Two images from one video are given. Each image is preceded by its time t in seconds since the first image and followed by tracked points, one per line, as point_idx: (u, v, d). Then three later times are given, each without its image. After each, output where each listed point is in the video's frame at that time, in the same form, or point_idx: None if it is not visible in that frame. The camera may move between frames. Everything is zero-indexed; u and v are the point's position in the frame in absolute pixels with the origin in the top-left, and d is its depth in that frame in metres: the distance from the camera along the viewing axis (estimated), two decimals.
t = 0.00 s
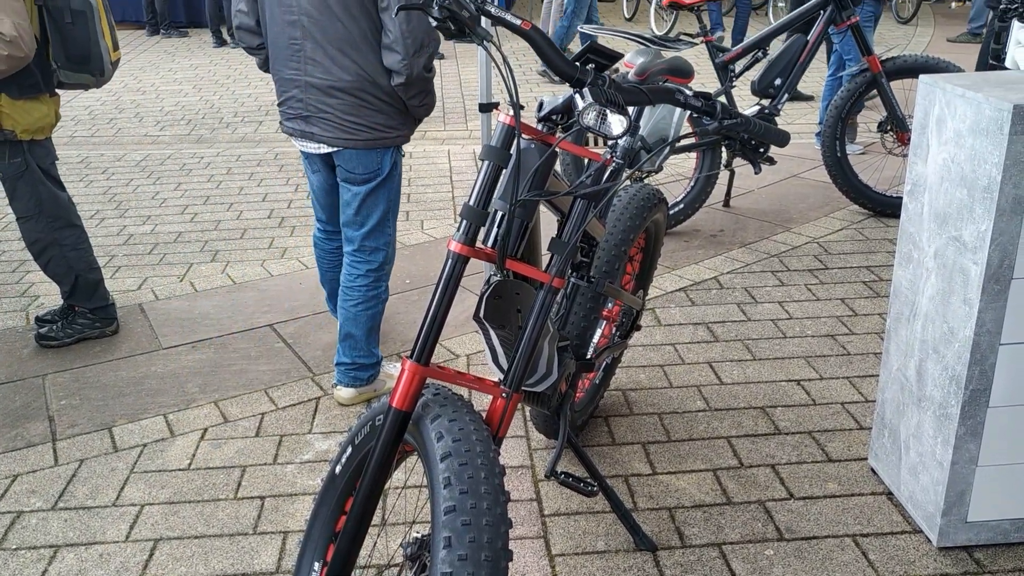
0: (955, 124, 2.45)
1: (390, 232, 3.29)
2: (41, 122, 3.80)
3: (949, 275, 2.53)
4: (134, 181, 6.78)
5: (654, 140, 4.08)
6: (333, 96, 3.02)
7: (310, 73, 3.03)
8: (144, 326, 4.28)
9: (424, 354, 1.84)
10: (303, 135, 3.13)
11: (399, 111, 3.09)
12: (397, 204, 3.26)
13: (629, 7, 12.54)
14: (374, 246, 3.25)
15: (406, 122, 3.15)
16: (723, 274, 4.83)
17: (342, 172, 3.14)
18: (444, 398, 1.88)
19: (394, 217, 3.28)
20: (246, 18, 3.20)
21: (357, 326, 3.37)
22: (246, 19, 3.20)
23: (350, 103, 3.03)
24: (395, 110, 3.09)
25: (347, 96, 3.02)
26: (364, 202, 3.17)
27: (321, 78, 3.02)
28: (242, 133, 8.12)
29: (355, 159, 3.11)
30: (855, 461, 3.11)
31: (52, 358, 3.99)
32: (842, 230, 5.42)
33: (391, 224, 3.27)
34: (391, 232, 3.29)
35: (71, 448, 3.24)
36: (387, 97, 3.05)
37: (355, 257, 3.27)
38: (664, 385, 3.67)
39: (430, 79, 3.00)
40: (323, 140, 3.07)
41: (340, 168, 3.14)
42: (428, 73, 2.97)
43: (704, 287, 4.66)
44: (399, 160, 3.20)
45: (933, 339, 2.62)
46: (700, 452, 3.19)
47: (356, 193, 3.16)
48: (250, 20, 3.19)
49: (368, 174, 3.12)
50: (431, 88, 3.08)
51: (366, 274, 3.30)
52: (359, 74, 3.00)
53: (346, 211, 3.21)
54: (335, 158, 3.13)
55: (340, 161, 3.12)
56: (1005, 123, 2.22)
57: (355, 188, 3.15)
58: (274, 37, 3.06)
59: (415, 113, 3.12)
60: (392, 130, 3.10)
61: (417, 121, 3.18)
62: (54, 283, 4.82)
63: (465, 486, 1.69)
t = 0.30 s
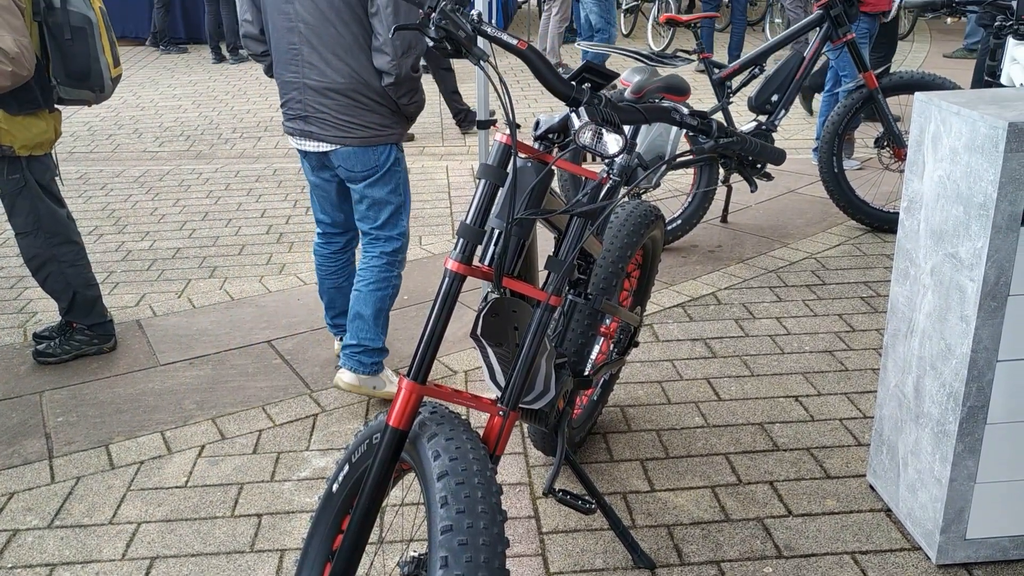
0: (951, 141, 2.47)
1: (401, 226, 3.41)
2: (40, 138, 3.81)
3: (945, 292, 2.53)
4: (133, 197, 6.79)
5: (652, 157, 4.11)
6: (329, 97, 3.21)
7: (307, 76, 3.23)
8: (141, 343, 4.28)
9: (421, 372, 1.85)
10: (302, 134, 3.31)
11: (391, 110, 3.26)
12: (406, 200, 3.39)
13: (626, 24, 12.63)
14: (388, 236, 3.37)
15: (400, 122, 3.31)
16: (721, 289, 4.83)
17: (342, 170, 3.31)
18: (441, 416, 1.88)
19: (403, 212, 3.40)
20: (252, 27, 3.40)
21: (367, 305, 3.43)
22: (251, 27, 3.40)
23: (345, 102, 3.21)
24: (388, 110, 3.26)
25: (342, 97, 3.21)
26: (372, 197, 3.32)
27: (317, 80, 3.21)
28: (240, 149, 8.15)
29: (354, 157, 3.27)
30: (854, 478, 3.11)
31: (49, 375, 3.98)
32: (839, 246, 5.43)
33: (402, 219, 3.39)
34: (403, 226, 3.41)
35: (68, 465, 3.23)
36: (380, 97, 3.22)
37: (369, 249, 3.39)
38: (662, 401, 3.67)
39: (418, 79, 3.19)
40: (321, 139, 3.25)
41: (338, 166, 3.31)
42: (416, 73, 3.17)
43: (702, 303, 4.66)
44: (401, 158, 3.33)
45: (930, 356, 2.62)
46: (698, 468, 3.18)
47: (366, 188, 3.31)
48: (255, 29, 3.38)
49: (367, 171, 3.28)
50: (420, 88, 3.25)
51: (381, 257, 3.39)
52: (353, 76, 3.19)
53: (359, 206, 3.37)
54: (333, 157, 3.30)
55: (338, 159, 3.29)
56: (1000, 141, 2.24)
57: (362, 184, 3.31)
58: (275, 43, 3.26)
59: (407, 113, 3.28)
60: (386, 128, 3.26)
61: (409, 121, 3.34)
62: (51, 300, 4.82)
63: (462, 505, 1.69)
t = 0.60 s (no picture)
0: (948, 157, 2.48)
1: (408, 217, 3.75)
2: (35, 156, 3.80)
3: (944, 309, 2.54)
4: (132, 212, 6.80)
5: (650, 174, 4.12)
6: (341, 101, 3.44)
7: (317, 82, 3.45)
8: (140, 358, 4.27)
9: (420, 390, 1.84)
10: (312, 139, 3.51)
11: (397, 112, 3.53)
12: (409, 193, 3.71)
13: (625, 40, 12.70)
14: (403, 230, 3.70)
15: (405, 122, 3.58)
16: (720, 305, 4.84)
17: (352, 172, 3.55)
18: (440, 434, 1.88)
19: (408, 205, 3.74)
20: (258, 43, 3.60)
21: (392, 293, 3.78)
22: (258, 43, 3.59)
23: (354, 106, 3.45)
24: (394, 112, 3.52)
25: (352, 101, 3.45)
26: (386, 196, 3.62)
27: (328, 85, 3.44)
28: (240, 164, 8.17)
29: (363, 160, 3.52)
30: (854, 494, 3.10)
31: (48, 391, 3.97)
32: (838, 261, 5.44)
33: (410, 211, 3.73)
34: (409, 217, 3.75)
35: (66, 482, 3.23)
36: (387, 100, 3.48)
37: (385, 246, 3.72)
38: (662, 417, 3.66)
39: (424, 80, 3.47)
40: (334, 142, 3.47)
41: (348, 169, 3.55)
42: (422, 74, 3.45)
43: (701, 318, 4.67)
44: (405, 158, 3.64)
45: (930, 373, 2.62)
46: (698, 485, 3.17)
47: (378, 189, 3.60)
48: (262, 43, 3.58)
49: (375, 172, 3.55)
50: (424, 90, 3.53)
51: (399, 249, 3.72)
52: (363, 80, 3.44)
53: (372, 208, 3.64)
54: (343, 160, 3.53)
55: (348, 163, 3.53)
56: (997, 158, 2.25)
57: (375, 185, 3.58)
58: (284, 52, 3.47)
59: (413, 113, 3.55)
60: (393, 129, 3.53)
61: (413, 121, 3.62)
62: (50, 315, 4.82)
63: (461, 524, 1.68)
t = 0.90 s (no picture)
0: (946, 170, 2.49)
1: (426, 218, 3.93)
2: (34, 170, 3.82)
3: (943, 321, 2.54)
4: (132, 224, 6.81)
5: (649, 186, 4.13)
6: (364, 114, 3.59)
7: (342, 95, 3.59)
8: (139, 371, 4.27)
9: (419, 403, 1.85)
10: (334, 149, 3.65)
11: (418, 124, 3.69)
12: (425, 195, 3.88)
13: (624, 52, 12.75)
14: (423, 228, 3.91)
15: (423, 134, 3.74)
16: (719, 316, 4.85)
17: (372, 181, 3.69)
18: (439, 447, 1.88)
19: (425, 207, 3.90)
20: (280, 53, 3.67)
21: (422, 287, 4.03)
22: (279, 54, 3.66)
23: (378, 118, 3.60)
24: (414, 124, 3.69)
25: (376, 113, 3.59)
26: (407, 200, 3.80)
27: (353, 98, 3.59)
28: (240, 176, 8.18)
29: (383, 168, 3.68)
30: (854, 507, 3.10)
31: (46, 403, 3.97)
32: (837, 273, 5.45)
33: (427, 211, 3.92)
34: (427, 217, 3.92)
35: (64, 494, 3.22)
36: (409, 112, 3.64)
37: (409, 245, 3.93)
38: (661, 430, 3.66)
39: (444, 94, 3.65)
40: (356, 153, 3.61)
41: (369, 179, 3.69)
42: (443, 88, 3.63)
43: (700, 330, 4.67)
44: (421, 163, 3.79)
45: (929, 385, 2.63)
46: (698, 497, 3.17)
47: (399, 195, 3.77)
48: (284, 55, 3.66)
49: (395, 180, 3.71)
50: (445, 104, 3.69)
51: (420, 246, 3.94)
52: (386, 93, 3.59)
53: (394, 212, 3.82)
54: (362, 170, 3.67)
55: (369, 172, 3.68)
56: (994, 171, 2.26)
57: (396, 190, 3.75)
58: (311, 65, 3.60)
59: (432, 126, 3.72)
60: (413, 140, 3.69)
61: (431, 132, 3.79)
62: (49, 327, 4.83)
63: (460, 537, 1.69)
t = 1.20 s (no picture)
0: (944, 182, 2.49)
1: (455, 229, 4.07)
2: (33, 182, 3.82)
3: (941, 332, 2.55)
4: (131, 235, 6.81)
5: (647, 198, 4.14)
6: (408, 122, 3.73)
7: (386, 104, 3.74)
8: (137, 382, 4.26)
9: (416, 415, 1.84)
10: (379, 156, 3.79)
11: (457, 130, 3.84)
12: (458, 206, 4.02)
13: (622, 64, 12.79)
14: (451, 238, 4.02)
15: (462, 139, 3.88)
16: (717, 328, 4.85)
17: (415, 185, 3.84)
18: (437, 459, 1.88)
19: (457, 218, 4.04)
20: (325, 61, 3.84)
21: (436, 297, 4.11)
22: (324, 60, 3.84)
23: (421, 125, 3.74)
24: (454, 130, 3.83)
25: (419, 121, 3.73)
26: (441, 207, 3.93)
27: (397, 108, 3.73)
28: (238, 188, 8.19)
29: (426, 173, 3.82)
30: (853, 518, 3.09)
31: (43, 415, 3.96)
32: (835, 284, 5.46)
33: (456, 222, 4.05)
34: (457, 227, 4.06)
35: (61, 507, 3.21)
36: (450, 120, 3.78)
37: (435, 250, 4.01)
38: (660, 441, 3.65)
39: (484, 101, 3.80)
40: (401, 159, 3.76)
41: (412, 183, 3.84)
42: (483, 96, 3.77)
43: (699, 341, 4.67)
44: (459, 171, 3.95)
45: (928, 397, 2.62)
46: (697, 509, 3.16)
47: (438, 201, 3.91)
48: (330, 63, 3.82)
49: (437, 185, 3.86)
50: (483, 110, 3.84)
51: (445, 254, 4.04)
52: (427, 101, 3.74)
53: (427, 217, 3.94)
54: (407, 175, 3.82)
55: (412, 176, 3.83)
56: (991, 183, 2.27)
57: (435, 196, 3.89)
58: (356, 76, 3.75)
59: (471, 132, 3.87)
60: (453, 146, 3.84)
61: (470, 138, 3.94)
62: (47, 339, 4.82)
63: (457, 550, 1.69)
